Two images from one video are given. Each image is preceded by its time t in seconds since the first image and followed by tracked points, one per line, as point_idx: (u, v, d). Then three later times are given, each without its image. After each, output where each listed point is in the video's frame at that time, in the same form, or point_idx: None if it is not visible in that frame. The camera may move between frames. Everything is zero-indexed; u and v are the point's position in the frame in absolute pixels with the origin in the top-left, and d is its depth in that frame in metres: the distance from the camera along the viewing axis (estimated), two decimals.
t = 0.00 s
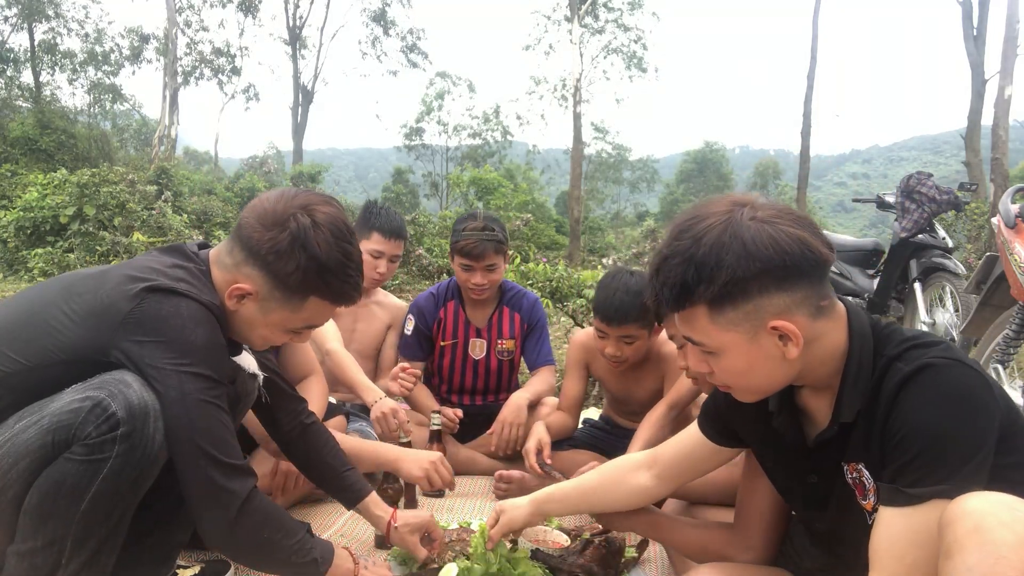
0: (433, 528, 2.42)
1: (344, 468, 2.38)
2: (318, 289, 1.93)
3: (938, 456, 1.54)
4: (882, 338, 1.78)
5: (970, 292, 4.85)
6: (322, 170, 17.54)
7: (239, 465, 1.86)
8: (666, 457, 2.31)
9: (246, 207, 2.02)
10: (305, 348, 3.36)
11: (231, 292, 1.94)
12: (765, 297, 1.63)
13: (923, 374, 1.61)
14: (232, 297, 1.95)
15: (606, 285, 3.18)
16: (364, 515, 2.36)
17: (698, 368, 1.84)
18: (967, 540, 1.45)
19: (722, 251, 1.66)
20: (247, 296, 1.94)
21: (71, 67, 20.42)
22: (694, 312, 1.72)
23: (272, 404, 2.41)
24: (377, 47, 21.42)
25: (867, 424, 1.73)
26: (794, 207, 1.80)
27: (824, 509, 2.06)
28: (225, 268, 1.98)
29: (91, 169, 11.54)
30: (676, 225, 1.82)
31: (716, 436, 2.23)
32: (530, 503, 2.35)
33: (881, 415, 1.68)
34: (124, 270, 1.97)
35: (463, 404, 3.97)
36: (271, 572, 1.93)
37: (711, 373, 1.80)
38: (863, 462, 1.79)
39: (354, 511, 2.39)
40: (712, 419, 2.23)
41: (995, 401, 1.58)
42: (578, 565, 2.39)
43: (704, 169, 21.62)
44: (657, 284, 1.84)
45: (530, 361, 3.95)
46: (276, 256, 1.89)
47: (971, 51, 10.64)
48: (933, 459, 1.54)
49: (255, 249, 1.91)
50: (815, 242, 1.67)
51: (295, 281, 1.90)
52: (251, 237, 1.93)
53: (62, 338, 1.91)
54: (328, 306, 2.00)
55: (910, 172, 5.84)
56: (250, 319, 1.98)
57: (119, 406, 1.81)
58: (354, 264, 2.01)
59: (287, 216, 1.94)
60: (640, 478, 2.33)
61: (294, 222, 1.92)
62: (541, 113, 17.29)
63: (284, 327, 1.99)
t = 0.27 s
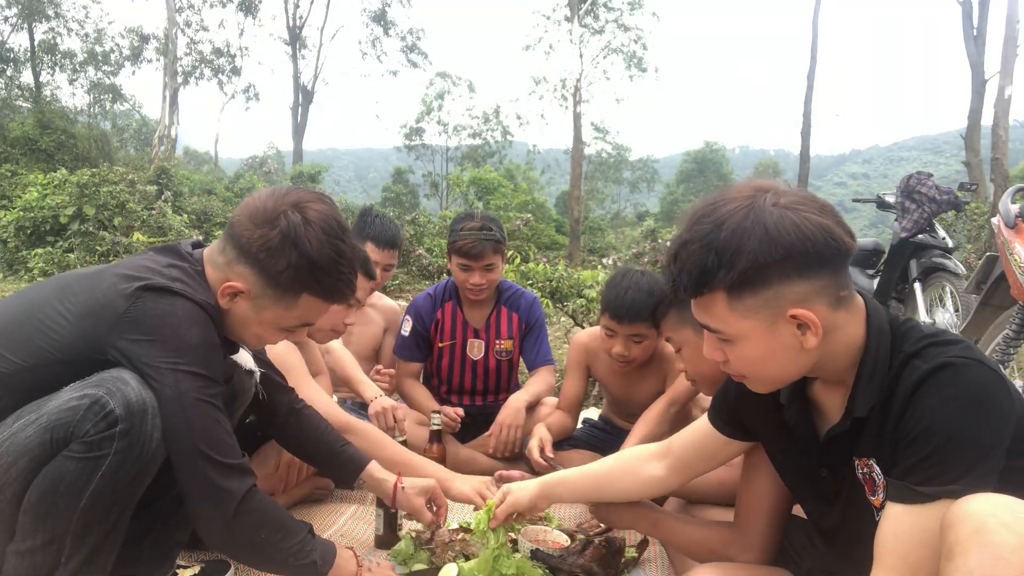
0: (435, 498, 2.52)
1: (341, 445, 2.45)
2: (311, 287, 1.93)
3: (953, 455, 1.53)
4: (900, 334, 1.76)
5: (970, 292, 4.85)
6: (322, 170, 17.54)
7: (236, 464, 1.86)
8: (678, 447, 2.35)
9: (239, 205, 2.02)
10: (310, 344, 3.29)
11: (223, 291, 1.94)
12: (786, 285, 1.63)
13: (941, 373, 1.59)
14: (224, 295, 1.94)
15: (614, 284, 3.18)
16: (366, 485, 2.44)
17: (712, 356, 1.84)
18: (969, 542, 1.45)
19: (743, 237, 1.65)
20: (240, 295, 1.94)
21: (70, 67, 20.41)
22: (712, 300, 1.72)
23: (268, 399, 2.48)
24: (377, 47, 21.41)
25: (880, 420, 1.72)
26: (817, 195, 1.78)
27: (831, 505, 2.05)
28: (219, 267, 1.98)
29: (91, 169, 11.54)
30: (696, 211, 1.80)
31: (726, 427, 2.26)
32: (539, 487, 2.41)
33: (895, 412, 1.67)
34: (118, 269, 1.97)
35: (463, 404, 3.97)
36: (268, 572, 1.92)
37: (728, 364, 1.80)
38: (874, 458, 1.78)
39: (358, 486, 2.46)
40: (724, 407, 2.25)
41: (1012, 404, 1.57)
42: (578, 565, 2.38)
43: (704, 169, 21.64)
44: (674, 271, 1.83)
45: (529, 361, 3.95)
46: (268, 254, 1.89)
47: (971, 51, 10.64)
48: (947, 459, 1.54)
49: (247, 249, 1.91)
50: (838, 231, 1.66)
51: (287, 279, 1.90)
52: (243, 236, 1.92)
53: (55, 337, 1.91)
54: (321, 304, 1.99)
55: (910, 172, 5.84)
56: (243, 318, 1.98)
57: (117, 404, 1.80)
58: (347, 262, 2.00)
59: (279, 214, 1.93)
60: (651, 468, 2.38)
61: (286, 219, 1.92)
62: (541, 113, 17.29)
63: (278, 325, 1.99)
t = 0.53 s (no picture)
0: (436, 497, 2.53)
1: (340, 443, 2.48)
2: (331, 257, 2.03)
3: (973, 453, 1.52)
4: (922, 330, 1.75)
5: (970, 292, 4.86)
6: (322, 170, 17.53)
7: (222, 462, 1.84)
8: (690, 442, 2.35)
9: (245, 189, 2.09)
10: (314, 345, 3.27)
11: (244, 264, 1.96)
12: (816, 273, 1.63)
13: (965, 371, 1.57)
14: (244, 270, 1.97)
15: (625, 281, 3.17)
16: (366, 484, 2.45)
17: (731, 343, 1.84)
18: (966, 542, 1.45)
19: (775, 221, 1.65)
20: (261, 267, 1.97)
21: (70, 67, 20.41)
22: (739, 284, 1.72)
23: (266, 397, 2.48)
24: (377, 47, 21.40)
25: (896, 416, 1.71)
26: (847, 182, 1.78)
27: (840, 500, 2.05)
28: (232, 246, 2.01)
29: (91, 169, 11.54)
30: (725, 194, 1.81)
31: (736, 421, 2.25)
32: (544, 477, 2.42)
33: (913, 407, 1.65)
34: (109, 268, 1.97)
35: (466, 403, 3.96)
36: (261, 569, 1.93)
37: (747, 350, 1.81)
38: (888, 452, 1.76)
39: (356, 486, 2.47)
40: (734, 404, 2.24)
41: None
42: (577, 565, 2.37)
43: (704, 169, 21.66)
44: (700, 253, 1.83)
45: (529, 362, 3.96)
46: (294, 220, 1.97)
47: (972, 51, 10.64)
48: (966, 456, 1.53)
49: (271, 219, 1.98)
50: (868, 218, 1.66)
51: (314, 244, 1.98)
52: (263, 208, 2.00)
53: (47, 334, 1.91)
54: (334, 276, 2.08)
55: (910, 172, 5.83)
56: (259, 295, 1.99)
57: (107, 400, 1.80)
58: (356, 238, 2.14)
59: (296, 190, 2.05)
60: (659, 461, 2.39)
61: (305, 193, 2.04)
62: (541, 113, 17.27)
63: (295, 300, 2.03)
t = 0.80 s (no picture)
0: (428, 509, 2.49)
1: (339, 446, 2.48)
2: (336, 239, 2.15)
3: (985, 456, 1.51)
4: (935, 331, 1.74)
5: (970, 292, 4.86)
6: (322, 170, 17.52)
7: (211, 460, 1.82)
8: (697, 439, 2.34)
9: (243, 182, 2.16)
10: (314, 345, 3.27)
11: (259, 246, 2.02)
12: (826, 272, 1.63)
13: (979, 374, 1.57)
14: (258, 252, 2.02)
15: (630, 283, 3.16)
16: (364, 485, 2.44)
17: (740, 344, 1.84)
18: (976, 545, 1.45)
19: (785, 219, 1.65)
20: (274, 249, 2.03)
21: (71, 67, 20.40)
22: (747, 283, 1.72)
23: (263, 395, 2.48)
24: (377, 47, 21.39)
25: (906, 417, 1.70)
26: (857, 179, 1.79)
27: (848, 500, 2.05)
28: (242, 230, 2.05)
29: (91, 169, 11.54)
30: (734, 192, 1.81)
31: (744, 418, 2.25)
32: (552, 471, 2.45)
33: (924, 409, 1.65)
34: (110, 266, 1.96)
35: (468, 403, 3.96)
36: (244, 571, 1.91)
37: (755, 351, 1.81)
38: (897, 453, 1.76)
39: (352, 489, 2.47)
40: (741, 401, 2.24)
41: None
42: (577, 565, 2.38)
43: (705, 169, 21.68)
44: (709, 251, 1.83)
45: (529, 364, 3.95)
46: (305, 202, 2.09)
47: (972, 51, 10.63)
48: (978, 459, 1.52)
49: (283, 202, 2.07)
50: (879, 215, 1.66)
51: (324, 225, 2.10)
52: (272, 193, 2.09)
53: (45, 332, 1.91)
54: (335, 260, 2.20)
55: (910, 172, 5.82)
56: (273, 276, 2.04)
57: (103, 398, 1.80)
58: (350, 228, 2.28)
59: (299, 179, 2.17)
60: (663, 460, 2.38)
61: (308, 181, 2.18)
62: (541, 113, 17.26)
63: (305, 280, 2.09)
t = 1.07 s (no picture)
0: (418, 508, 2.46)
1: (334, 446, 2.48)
2: (340, 242, 2.17)
3: (991, 460, 1.50)
4: (940, 335, 1.73)
5: (970, 292, 4.86)
6: (322, 170, 17.52)
7: (210, 459, 1.82)
8: (700, 440, 2.31)
9: (245, 185, 2.17)
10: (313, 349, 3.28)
11: (265, 248, 2.03)
12: (833, 273, 1.63)
13: (985, 380, 1.55)
14: (264, 253, 2.04)
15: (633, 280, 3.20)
16: (360, 485, 2.45)
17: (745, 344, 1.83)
18: (987, 548, 1.44)
19: (792, 220, 1.65)
20: (280, 250, 2.04)
21: (71, 67, 20.40)
22: (754, 284, 1.72)
23: (262, 394, 2.48)
24: (377, 47, 21.38)
25: (910, 419, 1.70)
26: (865, 181, 1.78)
27: (855, 500, 2.04)
28: (249, 231, 2.06)
29: (91, 169, 11.53)
30: (740, 192, 1.81)
31: (748, 418, 2.23)
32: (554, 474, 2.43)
33: (928, 413, 1.64)
34: (113, 265, 1.96)
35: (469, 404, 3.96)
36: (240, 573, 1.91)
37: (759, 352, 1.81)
38: (899, 455, 1.76)
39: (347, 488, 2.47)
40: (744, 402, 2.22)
41: None
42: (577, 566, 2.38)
43: (704, 169, 21.69)
44: (715, 252, 1.83)
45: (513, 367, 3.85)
46: (310, 205, 2.11)
47: (972, 52, 10.63)
48: (983, 463, 1.51)
49: (290, 205, 2.09)
50: (887, 217, 1.66)
51: (329, 229, 2.12)
52: (277, 197, 2.10)
53: (47, 331, 1.91)
54: (337, 263, 2.22)
55: (910, 172, 5.82)
56: (278, 277, 2.05)
57: (105, 395, 1.80)
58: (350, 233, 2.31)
59: (302, 184, 2.20)
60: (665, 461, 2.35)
61: (312, 186, 2.20)
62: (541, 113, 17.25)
63: (309, 281, 2.11)
